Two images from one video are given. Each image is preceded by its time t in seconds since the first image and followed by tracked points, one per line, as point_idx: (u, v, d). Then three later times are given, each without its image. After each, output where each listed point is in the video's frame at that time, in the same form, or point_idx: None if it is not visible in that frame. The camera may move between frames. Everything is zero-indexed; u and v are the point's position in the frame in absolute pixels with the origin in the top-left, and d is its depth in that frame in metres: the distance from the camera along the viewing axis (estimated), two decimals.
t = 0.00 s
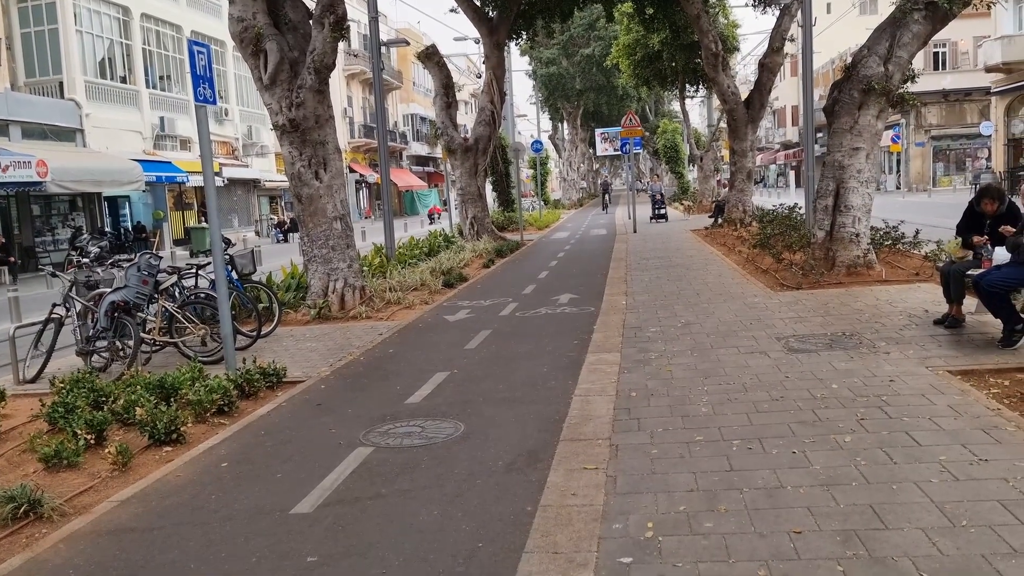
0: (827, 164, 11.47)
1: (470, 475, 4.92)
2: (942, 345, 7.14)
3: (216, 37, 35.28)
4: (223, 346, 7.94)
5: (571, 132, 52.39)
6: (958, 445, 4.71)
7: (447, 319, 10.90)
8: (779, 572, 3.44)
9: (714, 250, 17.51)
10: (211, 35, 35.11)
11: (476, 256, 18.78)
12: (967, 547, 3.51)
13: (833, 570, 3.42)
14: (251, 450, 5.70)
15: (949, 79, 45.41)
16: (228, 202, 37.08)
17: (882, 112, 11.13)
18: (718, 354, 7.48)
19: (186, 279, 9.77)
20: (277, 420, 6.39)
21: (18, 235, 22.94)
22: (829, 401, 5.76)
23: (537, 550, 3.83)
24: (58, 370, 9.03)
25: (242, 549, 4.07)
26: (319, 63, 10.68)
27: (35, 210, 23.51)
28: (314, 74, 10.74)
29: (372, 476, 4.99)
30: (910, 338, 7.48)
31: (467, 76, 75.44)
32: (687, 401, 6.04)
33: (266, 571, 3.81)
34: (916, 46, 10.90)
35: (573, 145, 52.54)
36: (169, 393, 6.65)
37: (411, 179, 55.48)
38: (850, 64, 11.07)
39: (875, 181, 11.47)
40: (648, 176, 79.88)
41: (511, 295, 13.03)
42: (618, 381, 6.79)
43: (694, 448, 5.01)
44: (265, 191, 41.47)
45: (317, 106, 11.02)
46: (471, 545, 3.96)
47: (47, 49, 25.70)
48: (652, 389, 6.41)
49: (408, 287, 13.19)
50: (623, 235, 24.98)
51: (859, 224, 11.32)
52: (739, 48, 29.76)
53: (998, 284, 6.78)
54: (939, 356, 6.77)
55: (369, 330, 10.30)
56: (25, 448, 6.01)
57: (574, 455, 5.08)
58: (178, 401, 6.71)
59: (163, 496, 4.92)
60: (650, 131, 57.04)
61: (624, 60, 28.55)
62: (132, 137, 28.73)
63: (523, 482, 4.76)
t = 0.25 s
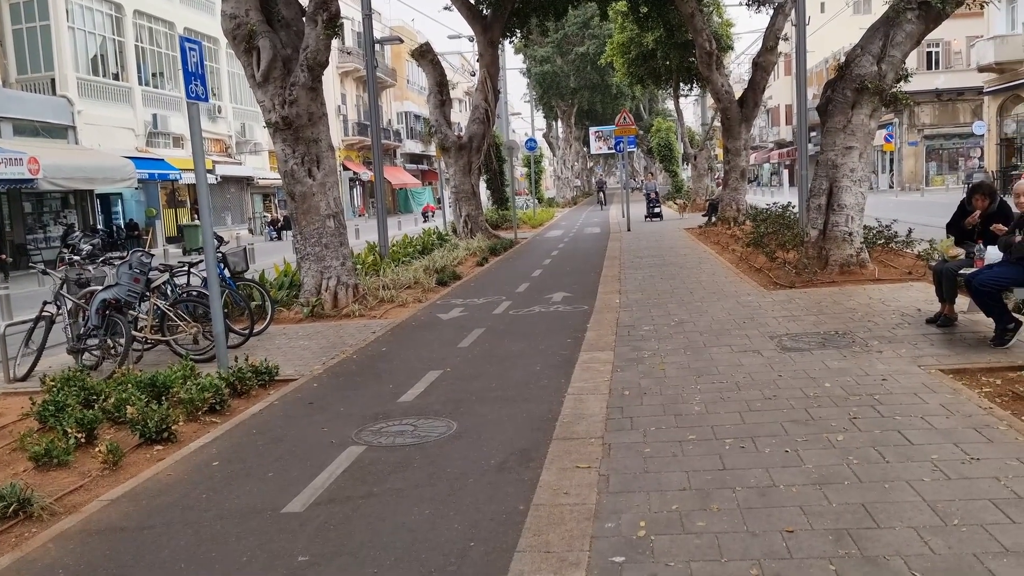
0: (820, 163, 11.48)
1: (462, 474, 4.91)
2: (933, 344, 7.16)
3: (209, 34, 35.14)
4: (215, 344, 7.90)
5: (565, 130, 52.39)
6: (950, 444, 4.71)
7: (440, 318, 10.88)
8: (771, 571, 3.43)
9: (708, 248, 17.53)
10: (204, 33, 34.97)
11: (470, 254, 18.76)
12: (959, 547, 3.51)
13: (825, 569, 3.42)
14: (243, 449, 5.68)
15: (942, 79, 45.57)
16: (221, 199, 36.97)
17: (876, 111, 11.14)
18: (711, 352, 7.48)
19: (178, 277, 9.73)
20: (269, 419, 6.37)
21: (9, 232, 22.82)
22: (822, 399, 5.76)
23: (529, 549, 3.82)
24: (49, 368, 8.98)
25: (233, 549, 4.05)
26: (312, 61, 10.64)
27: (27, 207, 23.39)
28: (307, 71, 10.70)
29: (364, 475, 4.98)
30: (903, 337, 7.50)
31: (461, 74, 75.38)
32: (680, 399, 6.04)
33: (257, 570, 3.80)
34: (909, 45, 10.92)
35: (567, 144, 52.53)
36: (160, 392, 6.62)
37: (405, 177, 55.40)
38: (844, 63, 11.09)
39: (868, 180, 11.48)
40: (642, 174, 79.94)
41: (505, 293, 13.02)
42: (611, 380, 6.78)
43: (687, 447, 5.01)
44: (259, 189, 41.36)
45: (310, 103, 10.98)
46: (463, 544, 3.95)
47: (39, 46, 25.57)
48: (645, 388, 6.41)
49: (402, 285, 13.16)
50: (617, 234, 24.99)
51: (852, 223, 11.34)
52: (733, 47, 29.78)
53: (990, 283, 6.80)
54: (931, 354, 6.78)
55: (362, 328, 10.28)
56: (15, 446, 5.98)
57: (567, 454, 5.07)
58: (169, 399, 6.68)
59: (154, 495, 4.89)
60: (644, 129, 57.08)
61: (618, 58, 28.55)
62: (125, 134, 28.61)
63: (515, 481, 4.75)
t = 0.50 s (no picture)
0: (814, 163, 11.49)
1: (455, 474, 4.90)
2: (926, 344, 7.17)
3: (202, 31, 35.03)
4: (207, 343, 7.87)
5: (560, 129, 52.40)
6: (943, 444, 4.72)
7: (433, 317, 10.86)
8: (764, 571, 3.43)
9: (701, 248, 17.55)
10: (197, 30, 34.87)
11: (464, 254, 18.73)
12: (950, 547, 3.52)
13: (817, 569, 3.42)
14: (236, 449, 5.65)
15: (935, 79, 45.70)
16: (214, 198, 36.86)
17: (869, 111, 11.16)
18: (705, 352, 7.49)
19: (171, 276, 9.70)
20: (262, 418, 6.34)
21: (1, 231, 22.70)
22: (815, 399, 5.77)
23: (521, 550, 3.82)
24: (40, 367, 8.94)
25: (224, 549, 4.03)
26: (306, 59, 10.61)
27: (18, 205, 23.28)
28: (301, 69, 10.68)
29: (356, 475, 4.96)
30: (896, 337, 7.51)
31: (455, 73, 75.36)
32: (673, 399, 6.04)
33: (248, 571, 3.78)
34: (902, 46, 10.94)
35: (561, 143, 52.56)
36: (152, 391, 6.60)
37: (399, 176, 55.34)
38: (837, 63, 11.11)
39: (861, 180, 11.50)
40: (636, 174, 80.03)
41: (498, 293, 13.02)
42: (604, 379, 6.77)
43: (680, 447, 5.01)
44: (252, 187, 41.24)
45: (304, 102, 10.95)
46: (456, 544, 3.94)
47: (31, 43, 25.44)
48: (639, 388, 6.41)
49: (396, 284, 13.13)
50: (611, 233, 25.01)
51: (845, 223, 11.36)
52: (727, 47, 29.82)
53: (982, 283, 6.82)
54: (924, 354, 6.80)
55: (355, 327, 10.26)
56: (5, 446, 5.94)
57: (560, 454, 5.06)
58: (161, 399, 6.65)
59: (145, 495, 4.87)
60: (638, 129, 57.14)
61: (612, 57, 28.56)
62: (117, 132, 28.50)
63: (508, 481, 4.74)
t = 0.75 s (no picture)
0: (806, 164, 11.53)
1: (447, 474, 4.90)
2: (917, 344, 7.20)
3: (194, 30, 34.91)
4: (198, 343, 7.83)
5: (552, 129, 52.42)
6: (933, 445, 4.74)
7: (426, 317, 10.85)
8: (755, 571, 3.44)
9: (694, 248, 17.58)
10: (189, 29, 34.74)
11: (456, 253, 18.72)
12: (941, 546, 3.53)
13: (809, 570, 3.42)
14: (227, 449, 5.63)
15: (927, 80, 45.82)
16: (206, 197, 36.74)
17: (860, 113, 11.20)
18: (697, 353, 7.50)
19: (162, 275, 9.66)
20: (253, 419, 6.32)
21: None
22: (806, 400, 5.78)
23: (513, 550, 3.81)
24: (29, 367, 8.88)
25: (215, 550, 4.01)
26: (298, 58, 10.58)
27: (8, 205, 23.14)
28: (293, 69, 10.65)
29: (348, 476, 4.95)
30: (887, 337, 7.54)
31: (448, 73, 75.31)
32: (665, 399, 6.04)
33: (239, 572, 3.77)
34: (894, 47, 10.97)
35: (554, 143, 52.59)
36: (143, 391, 6.57)
37: (391, 175, 55.28)
38: (829, 64, 11.14)
39: (853, 181, 11.54)
40: (628, 174, 80.13)
41: (491, 293, 13.01)
42: (597, 380, 6.77)
43: (672, 447, 5.01)
44: (244, 186, 41.12)
45: (296, 101, 10.92)
46: (448, 545, 3.94)
47: (21, 42, 25.30)
48: (631, 388, 6.41)
49: (388, 284, 13.11)
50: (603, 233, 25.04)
51: (837, 223, 11.39)
52: (719, 47, 29.89)
53: (973, 284, 6.86)
54: (915, 354, 6.83)
55: (347, 327, 10.23)
56: None
57: (552, 454, 5.06)
58: (152, 399, 6.62)
59: (135, 496, 4.84)
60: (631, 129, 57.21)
61: (605, 57, 28.59)
62: (109, 131, 28.39)
63: (500, 482, 4.73)
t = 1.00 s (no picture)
0: (800, 165, 11.56)
1: (441, 474, 4.90)
2: (910, 345, 7.23)
3: (188, 30, 34.81)
4: (191, 343, 7.80)
5: (547, 130, 52.47)
6: (926, 445, 4.76)
7: (420, 317, 10.86)
8: (749, 572, 3.45)
9: (687, 249, 17.64)
10: (183, 29, 34.64)
11: (451, 254, 18.71)
12: (933, 547, 3.54)
13: (802, 570, 3.43)
14: (220, 450, 5.62)
15: (920, 82, 45.95)
16: (200, 197, 36.66)
17: (854, 114, 11.23)
18: (690, 353, 7.51)
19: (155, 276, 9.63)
20: (246, 420, 6.32)
21: None
22: (799, 400, 5.80)
23: (507, 551, 3.81)
24: (22, 368, 8.85)
25: (208, 551, 4.00)
26: (292, 59, 10.57)
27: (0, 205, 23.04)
28: (287, 69, 10.63)
29: (342, 476, 4.94)
30: (880, 338, 7.56)
31: (443, 73, 75.33)
32: (659, 400, 6.05)
33: (233, 572, 3.76)
34: (888, 49, 10.99)
35: (548, 144, 52.62)
36: (136, 392, 6.56)
37: (386, 176, 55.25)
38: (823, 66, 11.17)
39: (847, 182, 11.57)
40: (623, 174, 80.25)
41: (485, 293, 13.02)
42: (591, 380, 6.78)
43: (666, 447, 5.02)
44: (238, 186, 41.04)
45: (290, 101, 10.90)
46: (442, 545, 3.94)
47: (14, 41, 25.18)
48: (625, 388, 6.42)
49: (382, 284, 13.09)
50: (597, 234, 25.08)
51: (830, 225, 11.43)
52: (713, 49, 29.95)
53: (965, 285, 6.89)
54: (908, 355, 6.86)
55: (341, 328, 10.23)
56: None
57: (546, 455, 5.06)
58: (145, 400, 6.60)
59: (128, 497, 4.83)
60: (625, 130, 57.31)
61: (599, 58, 28.62)
62: (102, 131, 28.30)
63: (494, 482, 4.74)
